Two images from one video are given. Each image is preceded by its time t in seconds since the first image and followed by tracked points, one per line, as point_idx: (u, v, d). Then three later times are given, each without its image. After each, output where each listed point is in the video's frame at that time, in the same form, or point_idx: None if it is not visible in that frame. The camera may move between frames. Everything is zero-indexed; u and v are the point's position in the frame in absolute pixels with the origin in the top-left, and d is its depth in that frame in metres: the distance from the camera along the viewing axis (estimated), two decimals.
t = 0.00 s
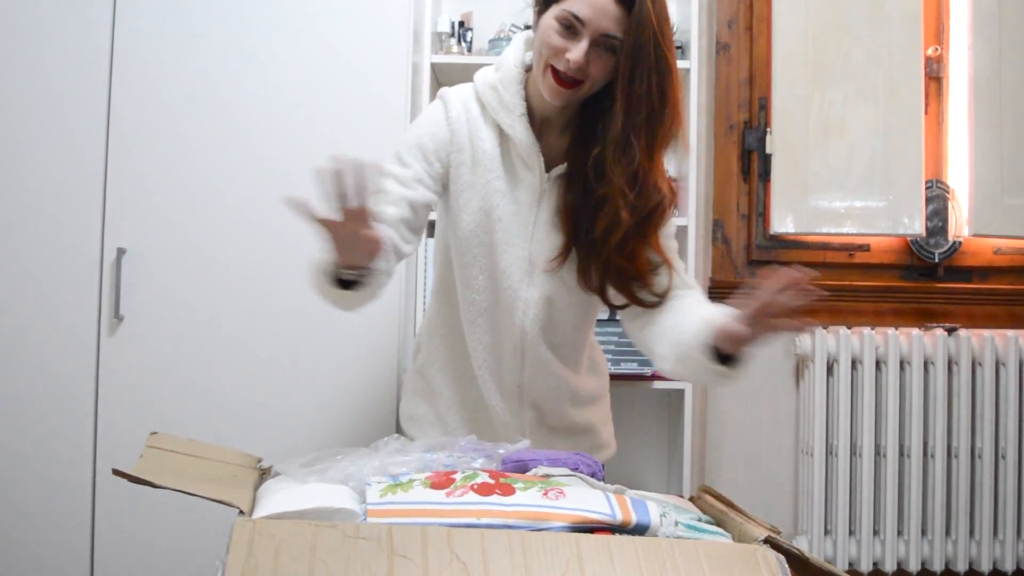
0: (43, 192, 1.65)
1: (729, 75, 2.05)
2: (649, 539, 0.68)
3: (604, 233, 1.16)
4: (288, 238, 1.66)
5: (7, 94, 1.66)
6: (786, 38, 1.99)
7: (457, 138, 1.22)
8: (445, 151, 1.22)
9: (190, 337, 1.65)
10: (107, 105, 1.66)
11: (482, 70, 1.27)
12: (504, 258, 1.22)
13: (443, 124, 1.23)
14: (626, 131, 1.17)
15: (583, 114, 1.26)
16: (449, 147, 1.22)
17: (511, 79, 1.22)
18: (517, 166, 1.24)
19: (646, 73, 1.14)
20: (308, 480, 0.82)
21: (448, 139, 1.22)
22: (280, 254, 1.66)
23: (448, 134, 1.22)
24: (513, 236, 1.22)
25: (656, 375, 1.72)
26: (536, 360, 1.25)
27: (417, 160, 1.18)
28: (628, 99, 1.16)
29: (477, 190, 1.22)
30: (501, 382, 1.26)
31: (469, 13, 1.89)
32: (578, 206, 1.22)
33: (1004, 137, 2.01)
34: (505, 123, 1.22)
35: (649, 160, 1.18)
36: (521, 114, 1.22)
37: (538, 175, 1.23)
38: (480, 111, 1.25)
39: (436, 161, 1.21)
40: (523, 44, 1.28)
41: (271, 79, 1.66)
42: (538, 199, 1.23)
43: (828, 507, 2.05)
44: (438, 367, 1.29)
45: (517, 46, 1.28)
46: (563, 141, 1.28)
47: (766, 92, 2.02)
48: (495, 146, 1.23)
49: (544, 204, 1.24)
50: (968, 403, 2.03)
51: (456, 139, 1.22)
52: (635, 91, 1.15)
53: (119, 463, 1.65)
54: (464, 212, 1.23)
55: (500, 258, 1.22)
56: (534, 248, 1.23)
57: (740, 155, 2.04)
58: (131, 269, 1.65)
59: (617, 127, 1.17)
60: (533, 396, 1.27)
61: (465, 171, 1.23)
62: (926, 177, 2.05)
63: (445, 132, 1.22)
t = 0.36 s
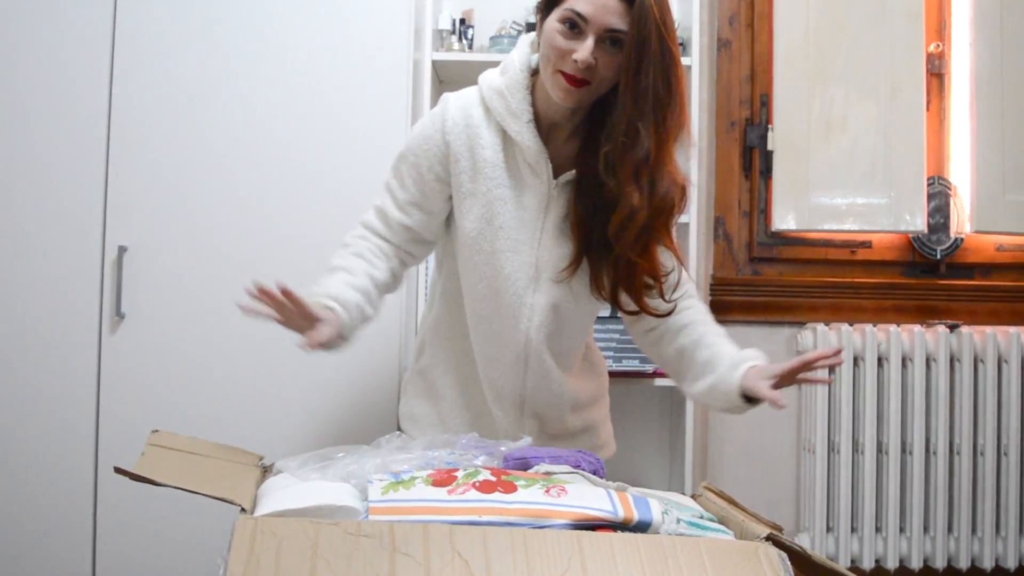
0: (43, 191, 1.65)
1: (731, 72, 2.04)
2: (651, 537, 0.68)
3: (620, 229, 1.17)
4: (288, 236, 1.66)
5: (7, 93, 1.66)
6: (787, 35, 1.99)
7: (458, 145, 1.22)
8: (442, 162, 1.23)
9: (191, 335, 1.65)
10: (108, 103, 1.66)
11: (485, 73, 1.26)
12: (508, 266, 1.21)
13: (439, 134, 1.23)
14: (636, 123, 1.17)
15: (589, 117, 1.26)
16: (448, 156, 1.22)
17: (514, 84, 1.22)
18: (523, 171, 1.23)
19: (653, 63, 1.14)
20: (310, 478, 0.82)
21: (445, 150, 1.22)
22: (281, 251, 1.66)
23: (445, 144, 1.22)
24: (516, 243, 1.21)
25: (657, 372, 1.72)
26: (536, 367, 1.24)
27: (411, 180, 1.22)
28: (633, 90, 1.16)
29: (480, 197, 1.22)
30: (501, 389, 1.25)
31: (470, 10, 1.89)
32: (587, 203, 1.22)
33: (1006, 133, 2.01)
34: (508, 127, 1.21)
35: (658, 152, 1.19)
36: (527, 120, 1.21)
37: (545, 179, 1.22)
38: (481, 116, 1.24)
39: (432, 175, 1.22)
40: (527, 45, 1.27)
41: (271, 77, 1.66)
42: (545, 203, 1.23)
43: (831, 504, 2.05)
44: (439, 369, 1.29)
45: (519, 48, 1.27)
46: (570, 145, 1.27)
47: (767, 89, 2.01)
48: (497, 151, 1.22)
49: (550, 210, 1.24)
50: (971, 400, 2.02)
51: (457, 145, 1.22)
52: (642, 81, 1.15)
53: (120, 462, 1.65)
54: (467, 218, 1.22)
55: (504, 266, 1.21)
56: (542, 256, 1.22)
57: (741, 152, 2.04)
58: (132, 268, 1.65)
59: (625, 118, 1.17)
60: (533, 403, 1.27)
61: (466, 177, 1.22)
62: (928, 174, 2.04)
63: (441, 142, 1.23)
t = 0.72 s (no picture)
0: (44, 190, 1.65)
1: (732, 70, 2.04)
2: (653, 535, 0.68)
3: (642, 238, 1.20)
4: (290, 234, 1.66)
5: (9, 92, 1.66)
6: (789, 32, 1.98)
7: (471, 137, 1.22)
8: (458, 155, 1.22)
9: (192, 333, 1.65)
10: (109, 102, 1.66)
11: (490, 69, 1.27)
12: (521, 254, 1.22)
13: (452, 127, 1.22)
14: (633, 135, 1.14)
15: (592, 109, 1.25)
16: (461, 149, 1.22)
17: (519, 77, 1.23)
18: (530, 163, 1.23)
19: (641, 74, 1.11)
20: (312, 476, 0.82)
21: (459, 142, 1.22)
22: (282, 250, 1.66)
23: (458, 137, 1.22)
24: (526, 232, 1.22)
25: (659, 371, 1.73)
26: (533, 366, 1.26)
27: (434, 176, 1.21)
28: (626, 103, 1.12)
29: (490, 190, 1.22)
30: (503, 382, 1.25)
31: (472, 9, 1.88)
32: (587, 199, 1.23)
33: (1008, 130, 2.00)
34: (516, 121, 1.22)
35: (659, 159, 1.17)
36: (531, 113, 1.23)
37: (552, 169, 1.23)
38: (489, 110, 1.24)
39: (449, 168, 1.22)
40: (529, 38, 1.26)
41: (272, 75, 1.66)
42: (552, 194, 1.23)
43: (832, 502, 2.05)
44: (437, 368, 1.31)
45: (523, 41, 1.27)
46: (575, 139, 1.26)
47: (769, 87, 2.02)
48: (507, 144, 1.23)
49: (557, 200, 1.24)
50: (973, 397, 2.02)
51: (470, 139, 1.22)
52: (633, 96, 1.12)
53: (121, 460, 1.65)
54: (478, 215, 1.22)
55: (514, 256, 1.22)
56: (550, 248, 1.22)
57: (743, 149, 2.04)
58: (133, 266, 1.65)
59: (623, 132, 1.14)
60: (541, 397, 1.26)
61: (478, 171, 1.22)
62: (930, 171, 2.04)
63: (454, 135, 1.22)
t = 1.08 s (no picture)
0: (46, 189, 1.65)
1: (734, 67, 2.04)
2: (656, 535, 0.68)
3: (601, 242, 1.21)
4: (291, 233, 1.66)
5: (11, 91, 1.66)
6: (791, 29, 1.98)
7: (460, 132, 1.23)
8: (446, 150, 1.24)
9: (194, 332, 1.65)
10: (111, 101, 1.66)
11: (490, 64, 1.27)
12: (503, 246, 1.25)
13: (442, 121, 1.24)
14: (604, 137, 1.17)
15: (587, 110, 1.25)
16: (450, 144, 1.24)
17: (514, 73, 1.23)
18: (518, 159, 1.24)
19: (618, 75, 1.12)
20: (314, 476, 0.82)
21: (447, 136, 1.24)
22: (284, 249, 1.66)
23: (447, 132, 1.24)
24: (510, 227, 1.25)
25: (661, 369, 1.73)
26: (514, 350, 1.31)
27: (420, 167, 1.24)
28: (600, 104, 1.14)
29: (476, 185, 1.23)
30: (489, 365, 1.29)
31: (473, 8, 1.88)
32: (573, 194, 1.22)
33: (1010, 128, 2.00)
34: (506, 117, 1.23)
35: (631, 162, 1.19)
36: (522, 109, 1.22)
37: (538, 166, 1.23)
38: (482, 105, 1.25)
39: (436, 160, 1.24)
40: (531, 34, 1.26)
41: (274, 75, 1.66)
42: (537, 190, 1.23)
43: (835, 500, 2.05)
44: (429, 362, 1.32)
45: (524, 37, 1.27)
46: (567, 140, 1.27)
47: (771, 84, 2.02)
48: (496, 141, 1.23)
49: (540, 196, 1.24)
50: (975, 394, 2.02)
51: (460, 133, 1.23)
52: (608, 98, 1.14)
53: (124, 459, 1.65)
54: (462, 207, 1.25)
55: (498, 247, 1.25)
56: (532, 238, 1.25)
57: (745, 147, 2.04)
58: (135, 265, 1.65)
59: (596, 132, 1.17)
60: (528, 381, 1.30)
61: (465, 165, 1.24)
62: (931, 169, 2.04)
63: (445, 130, 1.24)
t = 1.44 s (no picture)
0: (49, 193, 1.66)
1: (736, 74, 2.05)
2: (655, 540, 0.68)
3: (569, 279, 1.16)
4: (293, 237, 1.66)
5: (15, 95, 1.66)
6: (793, 37, 1.98)
7: (443, 167, 1.24)
8: (431, 187, 1.25)
9: (195, 335, 1.65)
10: (114, 106, 1.66)
11: (468, 94, 1.27)
12: (491, 283, 1.24)
13: (426, 157, 1.25)
14: (570, 171, 1.12)
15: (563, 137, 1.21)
16: (434, 181, 1.25)
17: (488, 107, 1.22)
18: (502, 192, 1.24)
19: (584, 108, 1.07)
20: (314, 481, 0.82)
21: (431, 173, 1.25)
22: (286, 253, 1.66)
23: (431, 168, 1.25)
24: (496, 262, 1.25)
25: (661, 375, 1.73)
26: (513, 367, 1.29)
27: (408, 207, 1.25)
28: (566, 139, 1.09)
29: (462, 221, 1.24)
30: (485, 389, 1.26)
31: (476, 13, 1.88)
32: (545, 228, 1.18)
33: (1012, 135, 2.00)
34: (486, 152, 1.22)
35: (597, 195, 1.14)
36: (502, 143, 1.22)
37: (521, 197, 1.22)
38: (463, 138, 1.25)
39: (422, 198, 1.25)
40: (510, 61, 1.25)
41: (277, 79, 1.66)
42: (523, 222, 1.22)
43: (836, 507, 2.05)
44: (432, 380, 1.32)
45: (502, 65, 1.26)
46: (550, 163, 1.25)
47: (772, 92, 2.02)
48: (477, 175, 1.24)
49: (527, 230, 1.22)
50: (976, 402, 2.02)
51: (443, 168, 1.24)
52: (574, 133, 1.08)
53: (124, 462, 1.65)
54: (453, 242, 1.25)
55: (486, 285, 1.25)
56: (521, 272, 1.22)
57: (746, 155, 2.05)
58: (136, 269, 1.65)
59: (562, 166, 1.12)
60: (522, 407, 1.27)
61: (453, 199, 1.25)
62: (933, 177, 2.03)
63: (429, 166, 1.25)
